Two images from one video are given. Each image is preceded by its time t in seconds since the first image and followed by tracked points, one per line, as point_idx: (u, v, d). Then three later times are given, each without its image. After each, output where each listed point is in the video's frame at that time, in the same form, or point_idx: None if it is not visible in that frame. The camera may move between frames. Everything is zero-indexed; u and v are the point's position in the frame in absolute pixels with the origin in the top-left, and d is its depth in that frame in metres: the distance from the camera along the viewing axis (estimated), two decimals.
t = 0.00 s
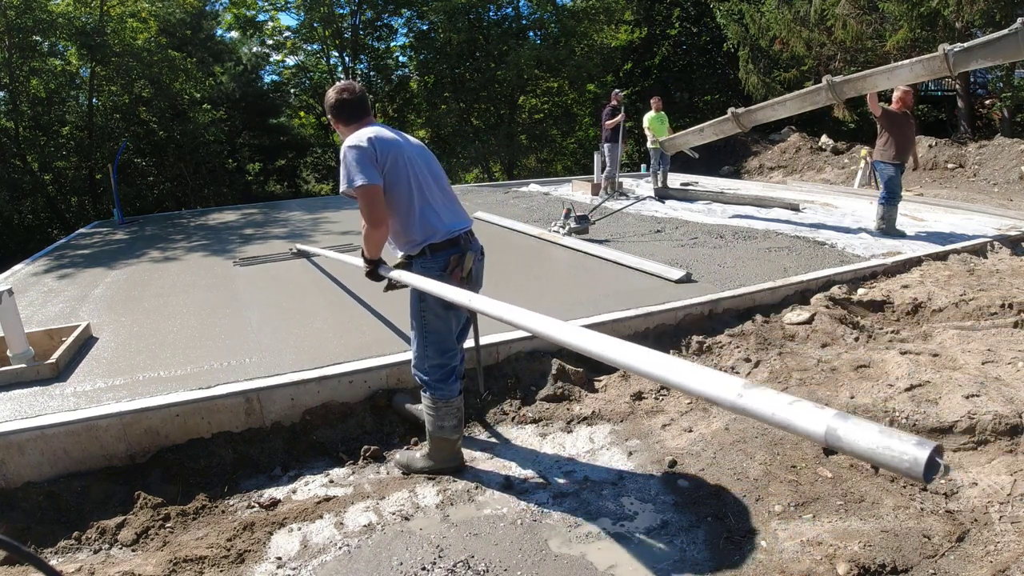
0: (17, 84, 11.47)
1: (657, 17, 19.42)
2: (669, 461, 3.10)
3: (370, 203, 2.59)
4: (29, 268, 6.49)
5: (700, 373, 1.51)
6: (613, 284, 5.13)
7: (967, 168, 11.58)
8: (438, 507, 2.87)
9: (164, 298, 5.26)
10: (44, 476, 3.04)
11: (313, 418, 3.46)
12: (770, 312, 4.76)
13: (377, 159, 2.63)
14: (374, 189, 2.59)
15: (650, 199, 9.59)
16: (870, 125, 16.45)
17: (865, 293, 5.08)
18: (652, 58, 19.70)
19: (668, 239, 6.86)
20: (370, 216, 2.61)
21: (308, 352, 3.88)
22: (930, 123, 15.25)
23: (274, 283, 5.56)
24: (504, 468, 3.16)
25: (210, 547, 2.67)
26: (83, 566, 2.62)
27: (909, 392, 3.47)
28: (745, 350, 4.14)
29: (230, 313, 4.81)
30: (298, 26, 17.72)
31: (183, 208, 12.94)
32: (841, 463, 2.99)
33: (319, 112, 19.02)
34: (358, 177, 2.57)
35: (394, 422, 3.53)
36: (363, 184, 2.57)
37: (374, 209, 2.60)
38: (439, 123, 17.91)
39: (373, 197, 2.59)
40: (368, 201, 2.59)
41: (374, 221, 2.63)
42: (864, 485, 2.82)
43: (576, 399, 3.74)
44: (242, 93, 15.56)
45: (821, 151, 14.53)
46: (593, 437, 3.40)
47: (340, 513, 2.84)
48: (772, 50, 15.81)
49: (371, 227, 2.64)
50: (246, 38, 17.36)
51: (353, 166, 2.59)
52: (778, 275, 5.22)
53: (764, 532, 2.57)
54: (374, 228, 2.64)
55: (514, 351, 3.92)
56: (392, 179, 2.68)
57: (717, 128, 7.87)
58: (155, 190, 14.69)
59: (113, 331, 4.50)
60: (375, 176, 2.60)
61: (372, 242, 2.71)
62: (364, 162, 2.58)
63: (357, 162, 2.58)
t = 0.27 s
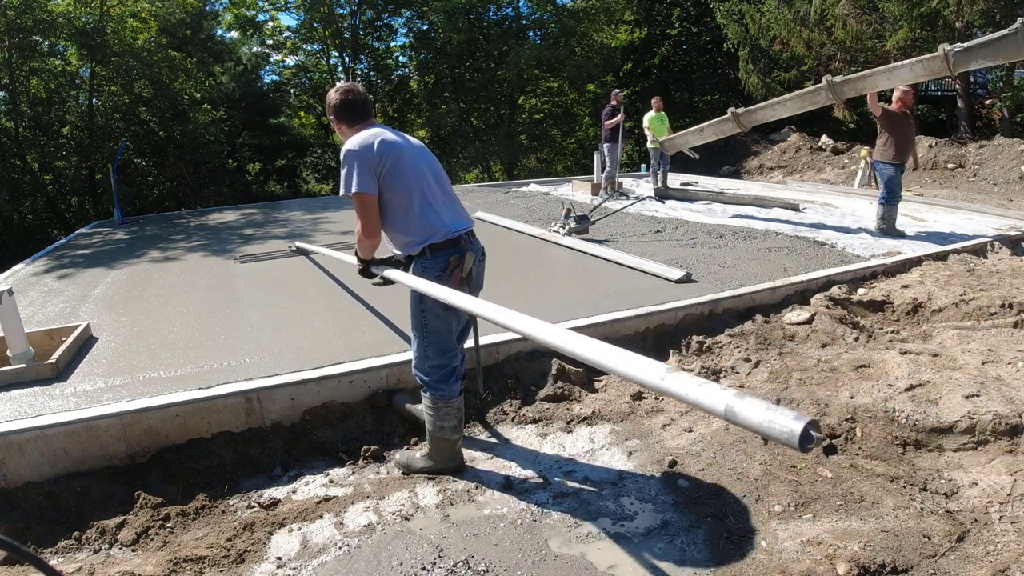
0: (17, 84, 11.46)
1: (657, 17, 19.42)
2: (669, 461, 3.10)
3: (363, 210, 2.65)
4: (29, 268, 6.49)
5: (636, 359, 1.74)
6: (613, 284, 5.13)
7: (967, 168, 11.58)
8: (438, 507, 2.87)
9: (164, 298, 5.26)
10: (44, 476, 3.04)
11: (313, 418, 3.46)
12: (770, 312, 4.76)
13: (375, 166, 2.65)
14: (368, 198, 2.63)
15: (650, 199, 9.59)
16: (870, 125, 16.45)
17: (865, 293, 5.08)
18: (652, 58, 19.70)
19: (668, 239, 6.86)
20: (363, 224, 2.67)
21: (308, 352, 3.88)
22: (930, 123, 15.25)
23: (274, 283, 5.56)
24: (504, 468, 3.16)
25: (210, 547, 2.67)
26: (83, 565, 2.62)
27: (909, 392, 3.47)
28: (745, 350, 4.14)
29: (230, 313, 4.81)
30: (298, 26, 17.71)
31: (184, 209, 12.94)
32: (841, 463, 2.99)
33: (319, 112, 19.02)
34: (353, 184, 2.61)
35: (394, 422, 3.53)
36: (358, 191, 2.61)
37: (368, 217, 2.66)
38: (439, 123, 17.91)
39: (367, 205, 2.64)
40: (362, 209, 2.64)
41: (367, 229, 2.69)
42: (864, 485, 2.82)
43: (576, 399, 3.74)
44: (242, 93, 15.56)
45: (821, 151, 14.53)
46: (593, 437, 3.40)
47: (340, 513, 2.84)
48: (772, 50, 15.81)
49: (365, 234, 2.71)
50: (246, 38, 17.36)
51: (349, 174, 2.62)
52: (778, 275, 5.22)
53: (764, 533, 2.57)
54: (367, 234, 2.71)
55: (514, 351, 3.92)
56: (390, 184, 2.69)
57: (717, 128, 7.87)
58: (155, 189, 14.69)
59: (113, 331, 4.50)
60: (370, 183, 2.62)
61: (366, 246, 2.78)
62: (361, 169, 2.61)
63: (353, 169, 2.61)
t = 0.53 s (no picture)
0: (17, 84, 11.46)
1: (657, 17, 19.42)
2: (669, 461, 3.10)
3: (359, 215, 2.69)
4: (29, 268, 6.49)
5: (574, 342, 1.83)
6: (613, 284, 5.13)
7: (967, 168, 11.58)
8: (438, 508, 2.86)
9: (164, 298, 5.26)
10: (44, 476, 3.04)
11: (313, 418, 3.46)
12: (770, 312, 4.76)
13: (372, 170, 2.66)
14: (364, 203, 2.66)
15: (650, 199, 9.59)
16: (870, 125, 16.45)
17: (865, 292, 5.08)
18: (652, 58, 19.71)
19: (668, 239, 6.87)
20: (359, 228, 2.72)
21: (308, 352, 3.88)
22: (930, 123, 15.25)
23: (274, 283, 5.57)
24: (504, 468, 3.16)
25: (210, 547, 2.67)
26: (83, 566, 2.62)
27: (909, 392, 3.47)
28: (745, 350, 4.15)
29: (230, 313, 4.81)
30: (298, 26, 17.72)
31: (184, 209, 12.94)
32: (841, 463, 2.99)
33: (319, 112, 19.03)
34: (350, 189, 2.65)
35: (394, 422, 3.53)
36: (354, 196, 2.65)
37: (363, 222, 2.71)
38: (439, 123, 17.91)
39: (362, 210, 2.67)
40: (358, 214, 2.69)
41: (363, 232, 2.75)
42: (864, 485, 2.82)
43: (576, 400, 3.74)
44: (242, 93, 15.56)
45: (821, 151, 14.53)
46: (593, 438, 3.40)
47: (340, 513, 2.84)
48: (772, 50, 15.82)
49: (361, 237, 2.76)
50: (246, 38, 17.36)
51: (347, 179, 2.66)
52: (778, 275, 5.22)
53: (764, 533, 2.57)
54: (363, 236, 2.76)
55: (514, 351, 3.91)
56: (387, 187, 2.70)
57: (717, 128, 7.87)
58: (155, 189, 14.68)
59: (113, 331, 4.50)
60: (366, 188, 2.65)
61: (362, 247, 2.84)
62: (358, 174, 2.63)
63: (349, 175, 2.64)
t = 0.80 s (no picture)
0: (17, 84, 11.46)
1: (657, 17, 19.42)
2: (669, 461, 3.10)
3: (360, 213, 2.65)
4: (29, 268, 6.48)
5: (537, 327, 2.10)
6: (613, 284, 5.13)
7: (967, 168, 11.58)
8: (438, 507, 2.87)
9: (164, 298, 5.26)
10: (44, 476, 3.04)
11: (313, 418, 3.46)
12: (770, 312, 4.76)
13: (374, 167, 2.65)
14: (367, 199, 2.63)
15: (650, 199, 9.59)
16: (870, 125, 16.45)
17: (865, 293, 5.08)
18: (652, 58, 19.71)
19: (668, 239, 6.87)
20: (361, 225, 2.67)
21: (309, 352, 3.88)
22: (930, 123, 15.24)
23: (274, 283, 5.57)
24: (504, 468, 3.16)
25: (210, 547, 2.67)
26: (83, 565, 2.62)
27: (909, 392, 3.47)
28: (745, 350, 4.14)
29: (230, 313, 4.81)
30: (298, 26, 17.71)
31: (184, 209, 12.94)
32: (841, 463, 2.99)
33: (319, 112, 19.03)
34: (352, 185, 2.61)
35: (394, 422, 3.53)
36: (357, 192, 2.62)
37: (365, 219, 2.66)
38: (439, 123, 17.91)
39: (365, 207, 2.64)
40: (359, 211, 2.65)
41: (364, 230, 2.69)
42: (864, 485, 2.82)
43: (576, 399, 3.74)
44: (242, 93, 15.56)
45: (821, 151, 14.52)
46: (593, 438, 3.40)
47: (340, 513, 2.84)
48: (772, 50, 15.82)
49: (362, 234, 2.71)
50: (246, 38, 17.36)
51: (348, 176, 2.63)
52: (778, 275, 5.22)
53: (764, 533, 2.57)
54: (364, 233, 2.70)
55: (514, 351, 3.91)
56: (388, 186, 2.69)
57: (716, 128, 7.88)
58: (155, 189, 14.68)
59: (113, 331, 4.50)
60: (367, 185, 2.63)
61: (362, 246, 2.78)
62: (359, 171, 2.61)
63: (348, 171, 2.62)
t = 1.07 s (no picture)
0: (17, 84, 11.46)
1: (657, 17, 19.41)
2: (669, 461, 3.10)
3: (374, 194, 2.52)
4: (29, 268, 6.49)
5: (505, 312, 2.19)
6: (613, 284, 5.13)
7: (967, 168, 11.58)
8: (438, 507, 2.87)
9: (165, 298, 5.26)
10: (44, 476, 3.04)
11: (313, 418, 3.46)
12: (770, 312, 4.76)
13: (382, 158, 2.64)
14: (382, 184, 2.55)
15: (650, 199, 9.59)
16: (870, 125, 16.46)
17: (865, 292, 5.08)
18: (652, 58, 19.72)
19: (668, 239, 6.87)
20: (377, 210, 2.54)
21: (309, 352, 3.88)
22: (930, 123, 15.24)
23: (274, 283, 5.57)
24: (504, 468, 3.16)
25: (210, 547, 2.67)
26: (83, 566, 2.62)
27: (909, 392, 3.47)
28: (745, 350, 4.14)
29: (230, 313, 4.81)
30: (298, 26, 17.71)
31: (184, 209, 12.95)
32: (841, 463, 2.99)
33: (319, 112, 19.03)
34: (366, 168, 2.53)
35: (394, 422, 3.53)
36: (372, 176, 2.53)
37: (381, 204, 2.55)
38: (439, 123, 17.91)
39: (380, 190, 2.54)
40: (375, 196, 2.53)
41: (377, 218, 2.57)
42: (864, 485, 2.82)
43: (576, 400, 3.74)
44: (242, 93, 15.56)
45: (821, 151, 14.53)
46: (593, 438, 3.40)
47: (340, 513, 2.84)
48: (772, 49, 15.82)
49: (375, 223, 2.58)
50: (246, 38, 17.36)
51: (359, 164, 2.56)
52: (778, 275, 5.22)
53: (764, 533, 2.57)
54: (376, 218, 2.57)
55: (514, 351, 3.91)
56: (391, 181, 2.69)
57: (716, 128, 7.88)
58: (155, 190, 14.68)
59: (113, 331, 4.50)
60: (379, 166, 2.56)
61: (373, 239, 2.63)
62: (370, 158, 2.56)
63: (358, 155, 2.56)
